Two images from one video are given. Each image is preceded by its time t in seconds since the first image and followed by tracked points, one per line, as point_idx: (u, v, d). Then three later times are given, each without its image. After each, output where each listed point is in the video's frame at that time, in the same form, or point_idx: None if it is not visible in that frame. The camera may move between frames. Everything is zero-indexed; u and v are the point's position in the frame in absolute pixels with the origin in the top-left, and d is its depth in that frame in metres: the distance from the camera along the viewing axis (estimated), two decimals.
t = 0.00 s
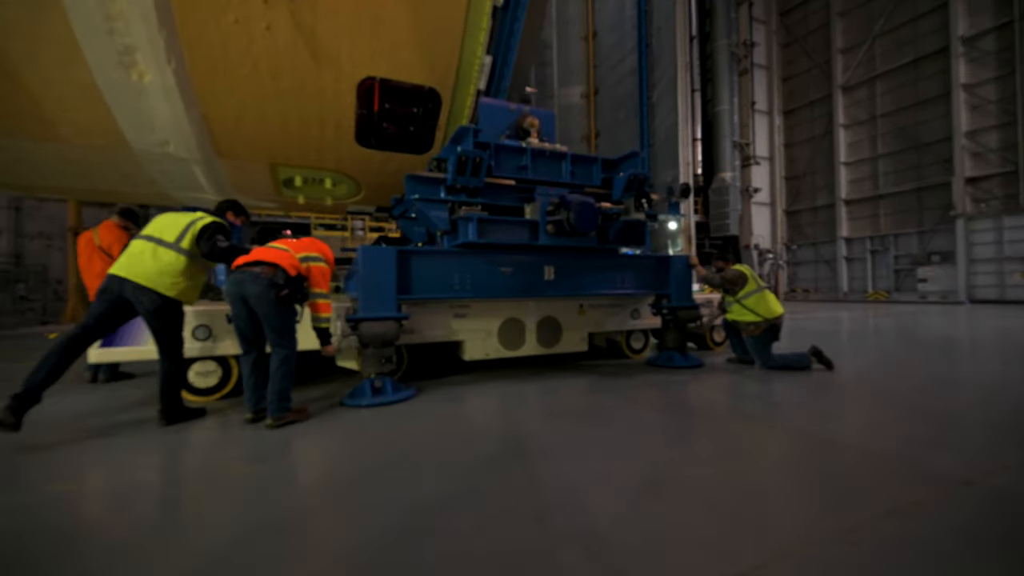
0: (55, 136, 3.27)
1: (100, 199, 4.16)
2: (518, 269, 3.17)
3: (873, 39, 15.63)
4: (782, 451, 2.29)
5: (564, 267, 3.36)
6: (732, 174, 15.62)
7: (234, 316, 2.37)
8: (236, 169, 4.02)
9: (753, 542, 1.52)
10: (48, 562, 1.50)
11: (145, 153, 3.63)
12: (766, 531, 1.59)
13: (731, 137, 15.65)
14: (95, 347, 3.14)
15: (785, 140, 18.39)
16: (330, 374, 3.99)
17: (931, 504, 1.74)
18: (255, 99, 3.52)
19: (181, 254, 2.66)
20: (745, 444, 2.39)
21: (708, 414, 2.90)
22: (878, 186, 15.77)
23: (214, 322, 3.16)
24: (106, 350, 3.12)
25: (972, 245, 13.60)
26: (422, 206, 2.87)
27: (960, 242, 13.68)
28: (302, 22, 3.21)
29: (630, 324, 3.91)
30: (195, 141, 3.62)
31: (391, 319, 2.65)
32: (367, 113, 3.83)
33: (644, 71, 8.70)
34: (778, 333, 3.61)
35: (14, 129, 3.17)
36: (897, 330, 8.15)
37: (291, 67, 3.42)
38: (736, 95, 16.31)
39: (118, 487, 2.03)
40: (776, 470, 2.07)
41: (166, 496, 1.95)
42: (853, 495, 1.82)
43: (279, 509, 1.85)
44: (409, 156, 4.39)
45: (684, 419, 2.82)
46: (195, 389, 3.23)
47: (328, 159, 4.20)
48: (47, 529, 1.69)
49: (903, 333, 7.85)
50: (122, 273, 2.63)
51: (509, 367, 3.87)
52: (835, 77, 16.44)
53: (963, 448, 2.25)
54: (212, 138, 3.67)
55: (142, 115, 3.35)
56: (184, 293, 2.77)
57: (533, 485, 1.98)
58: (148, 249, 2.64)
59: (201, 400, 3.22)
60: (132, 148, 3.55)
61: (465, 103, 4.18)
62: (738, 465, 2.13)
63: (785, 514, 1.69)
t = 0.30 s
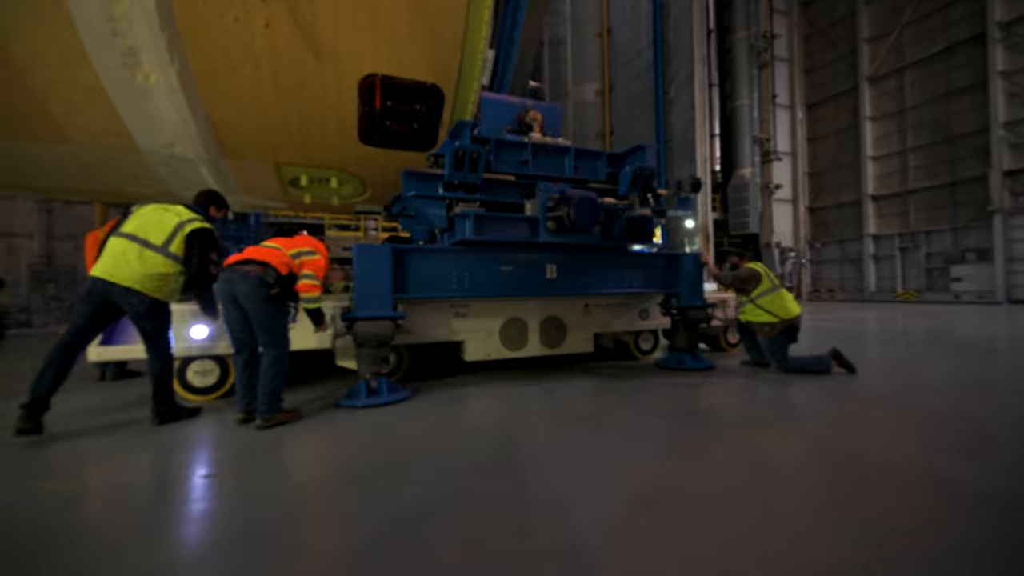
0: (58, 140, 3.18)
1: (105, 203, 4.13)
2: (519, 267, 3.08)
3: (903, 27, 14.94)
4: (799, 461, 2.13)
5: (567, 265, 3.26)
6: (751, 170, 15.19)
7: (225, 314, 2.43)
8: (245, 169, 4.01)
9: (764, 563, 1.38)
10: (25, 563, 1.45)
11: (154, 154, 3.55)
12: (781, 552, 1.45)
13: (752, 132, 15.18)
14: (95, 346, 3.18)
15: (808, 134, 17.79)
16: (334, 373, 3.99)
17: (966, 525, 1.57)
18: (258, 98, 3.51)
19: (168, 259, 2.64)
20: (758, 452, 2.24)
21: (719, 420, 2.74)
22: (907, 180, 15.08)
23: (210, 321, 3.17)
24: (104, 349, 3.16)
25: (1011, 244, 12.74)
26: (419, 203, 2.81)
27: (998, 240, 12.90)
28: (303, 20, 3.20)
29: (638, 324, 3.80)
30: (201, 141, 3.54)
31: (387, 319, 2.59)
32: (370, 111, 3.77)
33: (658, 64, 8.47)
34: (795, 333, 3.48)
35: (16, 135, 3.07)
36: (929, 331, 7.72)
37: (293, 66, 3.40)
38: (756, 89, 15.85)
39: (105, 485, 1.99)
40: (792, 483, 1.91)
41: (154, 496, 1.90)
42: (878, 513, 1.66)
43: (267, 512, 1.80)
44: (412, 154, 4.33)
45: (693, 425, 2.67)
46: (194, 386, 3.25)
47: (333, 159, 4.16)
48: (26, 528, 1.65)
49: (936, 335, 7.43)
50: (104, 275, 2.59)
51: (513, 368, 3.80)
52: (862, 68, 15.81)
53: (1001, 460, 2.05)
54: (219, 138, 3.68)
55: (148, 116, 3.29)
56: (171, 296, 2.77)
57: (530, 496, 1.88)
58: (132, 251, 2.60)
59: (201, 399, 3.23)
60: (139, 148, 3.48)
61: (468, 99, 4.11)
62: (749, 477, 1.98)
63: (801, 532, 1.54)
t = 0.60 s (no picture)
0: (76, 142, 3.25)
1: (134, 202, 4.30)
2: (526, 267, 3.02)
3: (946, 11, 14.08)
4: (819, 472, 1.98)
5: (576, 265, 3.17)
6: (780, 166, 14.63)
7: (230, 316, 2.47)
8: (261, 172, 4.07)
9: None
10: (29, 558, 1.49)
11: (175, 159, 3.66)
12: None
13: (781, 125, 14.62)
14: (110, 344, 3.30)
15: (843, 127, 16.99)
16: (347, 372, 4.03)
17: (997, 546, 1.44)
18: (271, 102, 3.56)
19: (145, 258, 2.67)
20: (775, 461, 2.11)
21: (735, 426, 2.61)
22: (952, 173, 14.18)
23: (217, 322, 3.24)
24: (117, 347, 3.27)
25: None
26: (423, 202, 2.78)
27: None
28: (312, 22, 3.22)
29: (652, 326, 3.69)
30: (219, 143, 3.64)
31: (390, 319, 2.58)
32: (379, 111, 3.58)
33: (679, 57, 8.23)
34: (821, 336, 3.33)
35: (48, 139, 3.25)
36: (977, 335, 7.20)
37: (304, 70, 3.44)
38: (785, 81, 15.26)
39: (110, 483, 2.02)
40: (810, 498, 1.79)
41: (156, 494, 1.93)
42: (905, 532, 1.52)
43: (266, 510, 1.81)
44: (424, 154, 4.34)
45: (707, 431, 2.55)
46: (205, 385, 3.32)
47: (346, 160, 4.19)
48: (28, 527, 1.67)
49: (984, 339, 6.90)
50: (87, 287, 2.61)
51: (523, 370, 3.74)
52: (901, 56, 14.98)
53: None
54: (236, 142, 3.74)
55: (168, 122, 3.37)
56: (157, 298, 2.77)
57: (530, 502, 1.82)
58: (109, 259, 2.62)
59: (211, 397, 3.30)
60: (162, 154, 3.60)
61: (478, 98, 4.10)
62: (763, 490, 1.86)
63: (814, 554, 1.43)
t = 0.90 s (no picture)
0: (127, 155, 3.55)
1: (176, 206, 4.55)
2: (540, 266, 2.98)
3: None
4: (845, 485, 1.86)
5: (592, 264, 3.10)
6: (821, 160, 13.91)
7: (248, 316, 2.55)
8: (287, 177, 4.23)
9: None
10: (50, 547, 1.56)
11: (208, 166, 3.85)
12: None
13: (821, 117, 13.91)
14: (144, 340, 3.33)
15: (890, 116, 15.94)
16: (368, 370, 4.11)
17: None
18: (295, 109, 3.65)
19: (105, 248, 2.62)
20: (803, 472, 1.97)
21: (760, 433, 2.47)
22: (1015, 164, 13.03)
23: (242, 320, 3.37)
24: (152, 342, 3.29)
25: None
26: (436, 202, 2.79)
27: None
28: (331, 29, 3.26)
29: (673, 327, 3.57)
30: (249, 151, 3.81)
31: (403, 319, 2.60)
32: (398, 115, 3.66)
33: (710, 50, 7.93)
34: (857, 341, 3.12)
35: (101, 149, 3.54)
36: None
37: (325, 76, 3.51)
38: (825, 69, 14.48)
39: (135, 476, 2.11)
40: (841, 515, 1.65)
41: (177, 485, 2.01)
42: (935, 554, 1.40)
43: (278, 504, 1.86)
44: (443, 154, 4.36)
45: (729, 437, 2.43)
46: (231, 382, 3.45)
47: (367, 163, 4.28)
48: (60, 513, 1.78)
49: None
50: (62, 288, 2.62)
51: (539, 371, 3.70)
52: (956, 38, 13.90)
53: None
54: (264, 149, 3.88)
55: (201, 132, 3.53)
56: (129, 286, 2.70)
57: (536, 507, 1.77)
58: (74, 253, 2.61)
59: (238, 393, 3.43)
60: (196, 162, 3.79)
61: (495, 97, 4.08)
62: (786, 503, 1.73)
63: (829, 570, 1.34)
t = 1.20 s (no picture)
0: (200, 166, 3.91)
1: (243, 211, 4.98)
2: (575, 268, 2.94)
3: None
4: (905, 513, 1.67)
5: (630, 264, 3.01)
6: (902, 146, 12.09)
7: (294, 316, 2.72)
8: (337, 183, 4.46)
9: None
10: (128, 521, 1.75)
11: (268, 175, 4.14)
12: None
13: (904, 99, 12.27)
14: (208, 336, 3.62)
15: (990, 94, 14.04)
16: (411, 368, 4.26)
17: None
18: (344, 119, 3.84)
19: (137, 248, 2.72)
20: (856, 495, 1.80)
21: (816, 448, 2.27)
22: None
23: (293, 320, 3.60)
24: (216, 339, 3.58)
25: None
26: (471, 205, 2.85)
27: None
28: (376, 41, 3.41)
29: (720, 331, 3.38)
30: (303, 162, 4.04)
31: (440, 319, 2.68)
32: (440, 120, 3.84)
33: (770, 34, 7.41)
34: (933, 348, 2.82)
35: (176, 163, 3.89)
36: None
37: (370, 86, 3.67)
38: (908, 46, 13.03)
39: (199, 458, 2.33)
40: (906, 550, 1.48)
41: (233, 469, 2.20)
42: None
43: (319, 493, 1.98)
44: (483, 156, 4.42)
45: (778, 450, 2.26)
46: (285, 377, 3.70)
47: (410, 168, 4.43)
48: (135, 488, 2.01)
49: None
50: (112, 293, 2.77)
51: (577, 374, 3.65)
52: None
53: None
54: (317, 157, 4.12)
55: (261, 145, 3.81)
56: (166, 279, 2.79)
57: (566, 513, 1.74)
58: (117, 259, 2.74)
59: (291, 387, 3.67)
60: (258, 172, 4.10)
61: (534, 97, 4.13)
62: (838, 530, 1.59)
63: None
